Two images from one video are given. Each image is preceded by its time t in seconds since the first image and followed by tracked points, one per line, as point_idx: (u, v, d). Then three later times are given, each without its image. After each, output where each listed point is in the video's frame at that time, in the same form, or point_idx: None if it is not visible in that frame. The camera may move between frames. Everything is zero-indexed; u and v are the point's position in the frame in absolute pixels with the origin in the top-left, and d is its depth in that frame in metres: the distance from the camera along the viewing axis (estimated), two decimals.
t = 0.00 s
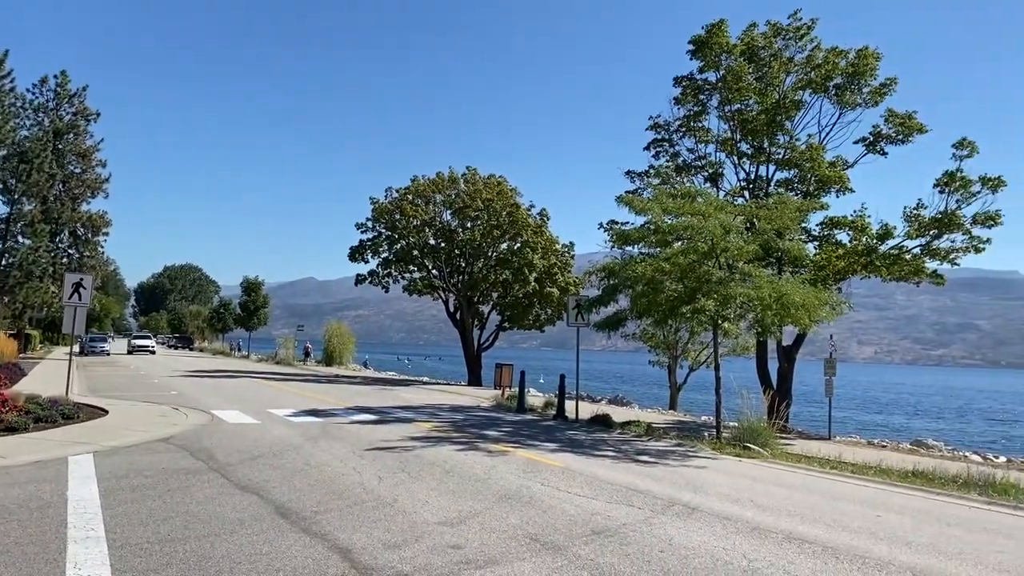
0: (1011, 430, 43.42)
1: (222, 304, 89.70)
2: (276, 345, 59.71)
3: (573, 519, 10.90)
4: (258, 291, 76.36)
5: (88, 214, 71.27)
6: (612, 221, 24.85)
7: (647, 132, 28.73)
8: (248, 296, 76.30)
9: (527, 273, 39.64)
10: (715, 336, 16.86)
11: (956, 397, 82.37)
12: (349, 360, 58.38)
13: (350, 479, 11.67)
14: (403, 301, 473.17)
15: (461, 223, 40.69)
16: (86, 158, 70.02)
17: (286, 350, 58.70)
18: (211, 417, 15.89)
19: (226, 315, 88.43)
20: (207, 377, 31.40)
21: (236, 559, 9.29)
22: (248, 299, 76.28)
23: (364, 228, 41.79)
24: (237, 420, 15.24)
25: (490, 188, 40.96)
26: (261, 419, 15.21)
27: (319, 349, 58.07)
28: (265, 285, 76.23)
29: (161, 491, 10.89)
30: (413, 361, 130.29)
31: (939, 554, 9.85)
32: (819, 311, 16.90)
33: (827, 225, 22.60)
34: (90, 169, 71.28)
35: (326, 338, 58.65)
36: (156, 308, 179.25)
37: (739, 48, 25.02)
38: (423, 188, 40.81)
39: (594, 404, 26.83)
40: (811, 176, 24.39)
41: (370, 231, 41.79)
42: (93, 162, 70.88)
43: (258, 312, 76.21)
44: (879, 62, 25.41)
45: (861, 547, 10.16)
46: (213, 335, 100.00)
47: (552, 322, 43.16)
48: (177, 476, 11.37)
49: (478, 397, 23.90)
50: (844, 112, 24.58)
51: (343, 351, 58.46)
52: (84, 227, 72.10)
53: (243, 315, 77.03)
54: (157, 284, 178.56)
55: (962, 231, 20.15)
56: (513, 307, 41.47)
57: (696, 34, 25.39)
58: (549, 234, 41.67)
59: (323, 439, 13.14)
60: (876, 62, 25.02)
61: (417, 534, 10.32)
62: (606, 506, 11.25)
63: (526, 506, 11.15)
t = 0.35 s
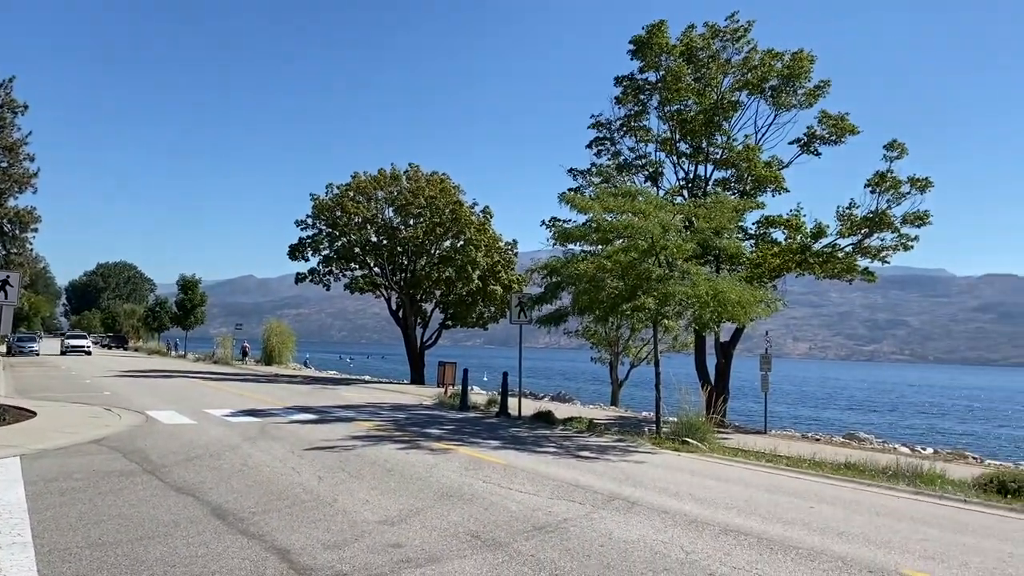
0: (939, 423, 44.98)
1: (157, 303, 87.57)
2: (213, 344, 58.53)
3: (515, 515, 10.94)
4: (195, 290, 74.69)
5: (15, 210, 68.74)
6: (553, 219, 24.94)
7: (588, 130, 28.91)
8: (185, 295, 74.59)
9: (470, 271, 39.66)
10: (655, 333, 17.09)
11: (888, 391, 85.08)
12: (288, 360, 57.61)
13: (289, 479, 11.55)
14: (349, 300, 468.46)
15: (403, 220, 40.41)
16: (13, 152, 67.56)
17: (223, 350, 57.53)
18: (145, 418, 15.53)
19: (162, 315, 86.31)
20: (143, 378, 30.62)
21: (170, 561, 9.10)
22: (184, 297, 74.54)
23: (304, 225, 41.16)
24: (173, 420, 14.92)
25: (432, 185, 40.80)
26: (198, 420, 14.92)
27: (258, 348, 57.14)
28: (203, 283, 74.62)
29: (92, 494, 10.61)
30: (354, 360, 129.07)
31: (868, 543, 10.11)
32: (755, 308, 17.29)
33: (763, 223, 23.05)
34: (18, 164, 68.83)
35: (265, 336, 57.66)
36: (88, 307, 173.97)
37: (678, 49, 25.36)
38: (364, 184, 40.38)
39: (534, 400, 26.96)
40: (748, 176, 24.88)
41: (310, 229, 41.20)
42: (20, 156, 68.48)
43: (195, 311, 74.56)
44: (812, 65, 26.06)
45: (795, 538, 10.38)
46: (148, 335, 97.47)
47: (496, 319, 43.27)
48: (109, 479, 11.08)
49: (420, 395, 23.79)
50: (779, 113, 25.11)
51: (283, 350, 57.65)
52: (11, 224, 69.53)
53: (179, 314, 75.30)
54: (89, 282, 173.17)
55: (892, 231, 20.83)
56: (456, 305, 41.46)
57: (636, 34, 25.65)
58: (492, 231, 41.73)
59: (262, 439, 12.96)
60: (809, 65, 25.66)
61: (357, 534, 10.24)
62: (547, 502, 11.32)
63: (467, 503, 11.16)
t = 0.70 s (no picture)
0: (870, 417, 46.39)
1: (87, 302, 85.02)
2: (146, 344, 57.13)
3: (453, 514, 10.95)
4: (127, 288, 72.70)
5: None
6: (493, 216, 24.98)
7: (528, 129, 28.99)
8: (116, 293, 72.55)
9: (411, 269, 39.66)
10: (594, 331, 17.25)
11: (822, 386, 87.45)
12: (224, 359, 56.59)
13: (223, 480, 11.37)
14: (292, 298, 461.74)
15: (342, 217, 39.97)
16: None
17: (157, 350, 56.18)
18: (74, 420, 15.11)
19: (92, 314, 83.75)
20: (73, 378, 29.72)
21: (97, 566, 8.88)
22: (116, 296, 72.49)
23: (239, 222, 40.37)
24: (102, 422, 14.55)
25: (372, 182, 40.53)
26: (129, 421, 14.57)
27: (193, 347, 56.00)
28: (135, 281, 72.66)
29: (15, 499, 10.29)
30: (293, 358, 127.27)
31: (798, 534, 10.30)
32: (691, 306, 17.60)
33: (699, 222, 23.44)
34: None
35: (200, 335, 56.48)
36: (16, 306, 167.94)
37: (617, 49, 25.64)
38: (302, 181, 39.83)
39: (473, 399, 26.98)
40: (684, 176, 25.30)
41: (247, 226, 40.42)
42: None
43: (127, 309, 72.60)
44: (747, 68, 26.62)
45: (727, 530, 10.54)
46: (77, 334, 94.54)
47: (437, 318, 43.24)
48: (33, 483, 10.76)
49: (360, 394, 23.61)
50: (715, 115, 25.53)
51: (219, 349, 56.60)
52: None
53: (110, 313, 73.23)
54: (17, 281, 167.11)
55: (822, 230, 21.41)
56: (396, 303, 41.36)
57: (576, 34, 25.85)
58: (433, 229, 41.70)
59: (196, 441, 12.73)
60: (745, 68, 26.20)
61: (292, 534, 10.13)
62: (485, 499, 11.35)
63: (405, 502, 11.13)
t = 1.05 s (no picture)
0: (805, 412, 47.52)
1: (11, 300, 82.09)
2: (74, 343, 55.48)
3: (389, 513, 10.89)
4: (54, 286, 70.42)
5: None
6: (433, 214, 24.84)
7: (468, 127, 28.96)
8: (42, 291, 70.21)
9: (348, 267, 39.53)
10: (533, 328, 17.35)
11: (760, 383, 89.31)
12: (156, 359, 55.36)
13: (152, 483, 11.13)
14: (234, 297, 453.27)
15: (278, 214, 39.31)
16: None
17: (86, 349, 54.58)
18: None
19: (16, 312, 80.87)
20: None
21: (17, 573, 8.58)
22: (42, 294, 70.13)
23: (171, 217, 39.33)
24: (26, 424, 14.10)
25: (308, 179, 39.99)
26: (54, 423, 14.14)
27: (123, 347, 54.59)
28: (62, 279, 70.41)
29: None
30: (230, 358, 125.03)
31: (730, 527, 10.45)
32: (628, 304, 17.86)
33: (637, 221, 23.72)
34: None
35: (131, 335, 55.06)
36: None
37: (556, 49, 25.82)
38: (237, 177, 38.97)
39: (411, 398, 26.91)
40: (622, 175, 25.62)
41: (179, 222, 39.40)
42: None
43: (53, 308, 70.33)
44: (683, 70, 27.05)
45: (661, 524, 10.65)
46: None
47: (375, 316, 43.09)
48: None
49: (296, 394, 23.34)
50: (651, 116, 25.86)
51: (150, 348, 55.32)
52: None
53: (35, 312, 70.84)
54: None
55: (755, 230, 21.86)
56: (334, 301, 41.11)
57: (515, 33, 25.94)
58: (371, 227, 41.48)
59: (125, 442, 12.43)
60: (680, 70, 26.62)
61: (223, 536, 9.95)
62: (422, 498, 11.32)
63: (341, 502, 11.04)
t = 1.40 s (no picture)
0: (740, 408, 48.54)
1: None
2: None
3: (323, 512, 10.78)
4: None
5: None
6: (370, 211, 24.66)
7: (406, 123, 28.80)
8: None
9: (284, 264, 39.16)
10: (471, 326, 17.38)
11: (699, 379, 90.84)
12: (84, 358, 53.80)
13: (78, 484, 10.83)
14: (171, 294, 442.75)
15: (211, 209, 38.48)
16: None
17: (9, 348, 52.69)
18: None
19: None
20: None
21: None
22: None
23: (99, 211, 38.13)
24: None
25: (243, 173, 39.22)
26: None
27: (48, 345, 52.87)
28: None
29: None
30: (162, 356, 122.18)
31: (662, 521, 10.58)
32: (566, 301, 18.04)
33: (576, 219, 23.93)
34: None
35: (58, 333, 53.38)
36: None
37: (495, 46, 25.91)
38: (168, 170, 37.97)
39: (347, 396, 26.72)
40: (561, 173, 25.83)
41: (107, 216, 38.22)
42: None
43: None
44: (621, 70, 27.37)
45: (596, 519, 10.73)
46: None
47: (311, 313, 42.66)
48: None
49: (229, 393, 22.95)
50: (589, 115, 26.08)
51: (78, 347, 53.73)
52: None
53: None
54: None
55: (690, 229, 22.26)
56: (269, 299, 40.59)
57: (454, 29, 25.93)
58: (307, 223, 41.03)
59: (49, 443, 12.06)
60: (618, 71, 26.96)
61: (151, 538, 9.72)
62: (357, 497, 11.24)
63: (274, 503, 10.90)
